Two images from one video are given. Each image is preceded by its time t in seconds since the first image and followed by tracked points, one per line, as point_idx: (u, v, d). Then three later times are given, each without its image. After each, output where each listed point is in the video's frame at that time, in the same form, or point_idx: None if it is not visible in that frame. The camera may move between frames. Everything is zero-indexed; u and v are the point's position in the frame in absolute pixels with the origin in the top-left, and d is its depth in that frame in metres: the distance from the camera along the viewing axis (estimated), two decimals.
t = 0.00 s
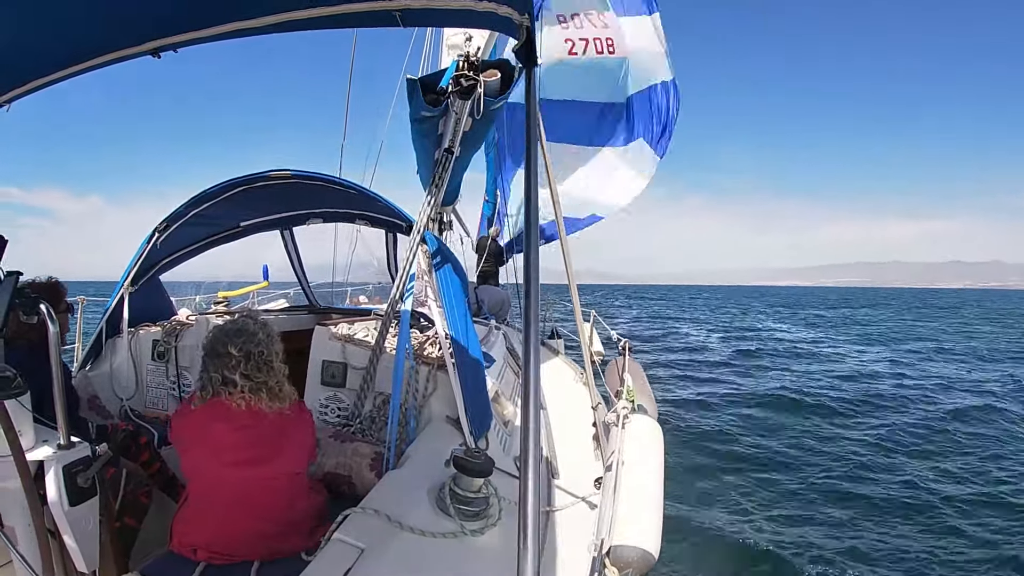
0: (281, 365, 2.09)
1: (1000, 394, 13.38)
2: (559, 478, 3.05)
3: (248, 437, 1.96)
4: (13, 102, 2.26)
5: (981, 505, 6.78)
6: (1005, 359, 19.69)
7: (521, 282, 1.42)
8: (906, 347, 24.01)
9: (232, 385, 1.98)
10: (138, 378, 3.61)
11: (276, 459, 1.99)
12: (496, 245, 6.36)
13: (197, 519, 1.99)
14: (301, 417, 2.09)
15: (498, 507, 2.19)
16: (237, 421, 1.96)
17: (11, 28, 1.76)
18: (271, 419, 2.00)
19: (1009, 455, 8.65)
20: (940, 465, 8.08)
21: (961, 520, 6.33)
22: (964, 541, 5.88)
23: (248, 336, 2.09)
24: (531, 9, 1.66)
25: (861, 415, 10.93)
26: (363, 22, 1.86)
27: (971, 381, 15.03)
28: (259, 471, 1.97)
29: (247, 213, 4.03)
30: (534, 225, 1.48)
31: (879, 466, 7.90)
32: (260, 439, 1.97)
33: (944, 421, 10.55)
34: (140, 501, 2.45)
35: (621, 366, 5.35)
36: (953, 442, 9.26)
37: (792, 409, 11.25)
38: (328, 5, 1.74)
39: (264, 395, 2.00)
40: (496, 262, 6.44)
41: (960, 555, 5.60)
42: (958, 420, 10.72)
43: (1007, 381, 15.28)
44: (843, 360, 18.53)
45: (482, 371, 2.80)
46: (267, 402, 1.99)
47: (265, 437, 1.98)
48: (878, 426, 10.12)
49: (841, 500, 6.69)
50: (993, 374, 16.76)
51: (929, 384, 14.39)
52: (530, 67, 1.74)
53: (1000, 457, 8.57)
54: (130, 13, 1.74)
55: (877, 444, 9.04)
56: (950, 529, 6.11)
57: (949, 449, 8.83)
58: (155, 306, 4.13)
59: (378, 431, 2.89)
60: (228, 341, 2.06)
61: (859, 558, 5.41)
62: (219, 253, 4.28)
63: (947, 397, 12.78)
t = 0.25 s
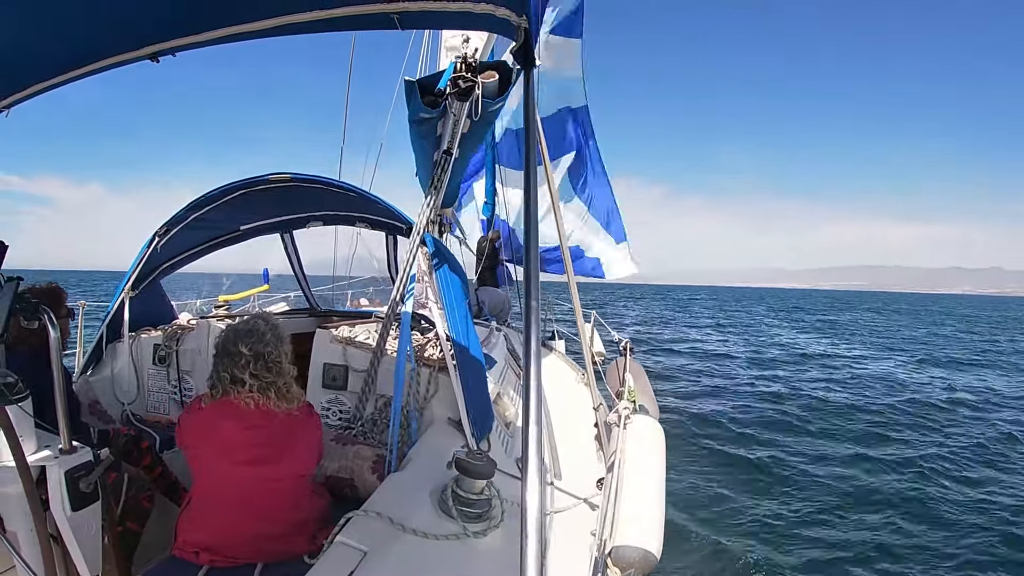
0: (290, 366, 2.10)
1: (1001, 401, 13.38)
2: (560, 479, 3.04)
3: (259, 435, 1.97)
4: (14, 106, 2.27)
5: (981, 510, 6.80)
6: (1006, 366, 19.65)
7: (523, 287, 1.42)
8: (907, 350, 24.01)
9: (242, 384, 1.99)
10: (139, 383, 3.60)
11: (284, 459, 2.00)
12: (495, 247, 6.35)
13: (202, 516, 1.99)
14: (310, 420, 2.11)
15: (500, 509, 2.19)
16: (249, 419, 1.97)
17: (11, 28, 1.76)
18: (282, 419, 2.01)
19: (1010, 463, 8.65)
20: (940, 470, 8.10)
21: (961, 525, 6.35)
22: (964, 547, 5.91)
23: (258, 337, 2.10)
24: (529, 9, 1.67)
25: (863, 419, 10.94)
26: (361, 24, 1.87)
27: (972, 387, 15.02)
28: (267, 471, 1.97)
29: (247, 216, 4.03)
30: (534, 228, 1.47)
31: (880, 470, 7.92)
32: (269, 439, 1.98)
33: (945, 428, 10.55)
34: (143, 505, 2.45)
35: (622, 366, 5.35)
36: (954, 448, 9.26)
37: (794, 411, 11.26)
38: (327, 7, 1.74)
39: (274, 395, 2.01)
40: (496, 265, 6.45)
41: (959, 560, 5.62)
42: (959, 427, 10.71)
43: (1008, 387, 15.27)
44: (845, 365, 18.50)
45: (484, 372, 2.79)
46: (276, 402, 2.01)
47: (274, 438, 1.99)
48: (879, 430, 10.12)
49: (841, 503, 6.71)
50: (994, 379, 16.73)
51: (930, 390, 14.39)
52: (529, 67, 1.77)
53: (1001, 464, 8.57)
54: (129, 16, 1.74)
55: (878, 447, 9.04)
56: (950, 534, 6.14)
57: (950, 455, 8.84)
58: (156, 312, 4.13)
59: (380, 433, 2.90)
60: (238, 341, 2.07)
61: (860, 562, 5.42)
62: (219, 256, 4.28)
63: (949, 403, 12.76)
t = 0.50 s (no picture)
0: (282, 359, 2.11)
1: (997, 408, 13.42)
2: (558, 478, 3.04)
3: (252, 433, 1.96)
4: (13, 101, 2.26)
5: (976, 515, 6.82)
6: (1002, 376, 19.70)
7: (522, 288, 1.42)
8: (905, 354, 24.06)
9: (236, 377, 2.00)
10: (138, 378, 3.61)
11: (280, 459, 1.99)
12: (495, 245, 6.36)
13: (198, 514, 1.98)
14: (305, 416, 2.09)
15: (497, 508, 2.19)
16: (242, 418, 1.96)
17: (10, 28, 1.76)
18: (275, 417, 2.00)
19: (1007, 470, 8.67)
20: (936, 475, 8.12)
21: (956, 529, 6.38)
22: (959, 549, 5.93)
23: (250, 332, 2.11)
24: (529, 8, 1.68)
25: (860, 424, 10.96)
26: (362, 22, 1.86)
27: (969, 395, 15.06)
28: (262, 470, 1.97)
29: (247, 213, 4.02)
30: (533, 228, 1.48)
31: (876, 475, 7.95)
32: (264, 437, 1.97)
33: (942, 435, 10.58)
34: (140, 501, 2.45)
35: (620, 365, 5.35)
36: (951, 455, 9.28)
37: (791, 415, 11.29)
38: (328, 5, 1.74)
39: (266, 388, 2.02)
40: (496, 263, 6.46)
41: (954, 562, 5.65)
42: (956, 434, 10.74)
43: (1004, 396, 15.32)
44: (843, 368, 18.53)
45: (482, 370, 2.80)
46: (270, 396, 2.01)
47: (269, 437, 1.98)
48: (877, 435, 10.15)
49: (838, 507, 6.73)
50: (990, 386, 16.79)
51: (928, 396, 14.43)
52: (529, 64, 1.77)
53: (998, 471, 8.59)
54: (129, 13, 1.74)
55: (875, 453, 9.06)
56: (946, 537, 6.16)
57: (946, 461, 8.86)
58: (154, 307, 4.13)
59: (378, 431, 2.90)
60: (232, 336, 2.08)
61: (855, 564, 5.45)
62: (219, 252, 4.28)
63: (947, 410, 12.79)
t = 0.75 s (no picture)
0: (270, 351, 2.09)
1: (996, 408, 13.45)
2: (556, 475, 3.04)
3: (244, 430, 1.95)
4: (12, 94, 2.25)
5: (971, 515, 6.86)
6: (1001, 373, 19.74)
7: (522, 288, 1.42)
8: (904, 353, 24.09)
9: (225, 373, 1.97)
10: (136, 372, 3.60)
11: (274, 454, 1.99)
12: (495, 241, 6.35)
13: (195, 509, 1.99)
14: (297, 412, 2.07)
15: (495, 504, 2.20)
16: (233, 414, 1.95)
17: (11, 26, 1.75)
18: (266, 414, 1.99)
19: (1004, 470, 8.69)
20: (934, 476, 8.14)
21: (949, 529, 6.43)
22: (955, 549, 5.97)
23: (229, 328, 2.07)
24: (532, 5, 1.65)
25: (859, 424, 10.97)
26: (364, 17, 1.86)
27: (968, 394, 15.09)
28: (254, 467, 1.97)
29: (247, 207, 4.02)
30: (533, 227, 1.47)
31: (873, 476, 7.99)
32: (256, 434, 1.97)
33: (940, 434, 10.60)
34: (138, 494, 2.46)
35: (620, 361, 5.34)
36: (949, 455, 9.30)
37: (790, 415, 11.30)
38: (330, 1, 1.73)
39: (258, 381, 2.00)
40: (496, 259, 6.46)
41: (949, 563, 5.68)
42: (954, 433, 10.75)
43: (1003, 395, 15.34)
44: (842, 367, 18.55)
45: (481, 366, 2.80)
46: (261, 389, 1.99)
47: (263, 432, 1.97)
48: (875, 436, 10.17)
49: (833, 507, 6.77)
50: (989, 385, 16.82)
51: (926, 395, 14.46)
52: (531, 61, 1.75)
53: (995, 471, 8.62)
54: (130, 9, 1.73)
55: (874, 453, 9.08)
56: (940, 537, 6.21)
57: (944, 461, 8.88)
58: (154, 300, 4.11)
59: (377, 425, 2.90)
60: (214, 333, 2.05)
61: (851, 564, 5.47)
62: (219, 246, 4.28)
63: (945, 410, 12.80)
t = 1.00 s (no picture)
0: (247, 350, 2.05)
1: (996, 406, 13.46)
2: (555, 476, 3.05)
3: (232, 434, 1.95)
4: (13, 95, 2.25)
5: (970, 512, 6.87)
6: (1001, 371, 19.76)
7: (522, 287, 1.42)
8: (904, 354, 24.11)
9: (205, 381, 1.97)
10: (136, 373, 3.61)
11: (265, 455, 1.99)
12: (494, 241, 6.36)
13: (190, 514, 1.99)
14: (286, 413, 2.07)
15: (495, 505, 2.20)
16: (220, 419, 1.95)
17: (11, 26, 1.75)
18: (254, 417, 1.98)
19: (1005, 467, 8.69)
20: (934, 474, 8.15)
21: (949, 527, 6.43)
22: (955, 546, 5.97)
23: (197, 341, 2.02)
24: (531, 6, 1.66)
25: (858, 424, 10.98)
26: (365, 17, 1.86)
27: (968, 392, 15.10)
28: (247, 469, 1.98)
29: (247, 208, 4.02)
30: (533, 226, 1.47)
31: (871, 474, 7.99)
32: (245, 436, 1.97)
33: (940, 432, 10.60)
34: (138, 495, 2.46)
35: (620, 362, 5.34)
36: (949, 453, 9.30)
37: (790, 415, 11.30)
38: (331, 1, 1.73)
39: (242, 384, 1.99)
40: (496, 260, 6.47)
41: (950, 560, 5.68)
42: (954, 432, 10.76)
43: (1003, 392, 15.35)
44: (842, 368, 18.54)
45: (481, 369, 2.80)
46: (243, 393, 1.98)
47: (252, 434, 1.98)
48: (875, 435, 10.17)
49: (832, 505, 6.76)
50: (989, 383, 16.83)
51: (926, 395, 14.47)
52: (531, 62, 1.74)
53: (994, 467, 8.62)
54: (131, 10, 1.74)
55: (874, 452, 9.08)
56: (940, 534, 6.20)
57: (943, 459, 8.88)
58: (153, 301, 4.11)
59: (376, 426, 2.90)
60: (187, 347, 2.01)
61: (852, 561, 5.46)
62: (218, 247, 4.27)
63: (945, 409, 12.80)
